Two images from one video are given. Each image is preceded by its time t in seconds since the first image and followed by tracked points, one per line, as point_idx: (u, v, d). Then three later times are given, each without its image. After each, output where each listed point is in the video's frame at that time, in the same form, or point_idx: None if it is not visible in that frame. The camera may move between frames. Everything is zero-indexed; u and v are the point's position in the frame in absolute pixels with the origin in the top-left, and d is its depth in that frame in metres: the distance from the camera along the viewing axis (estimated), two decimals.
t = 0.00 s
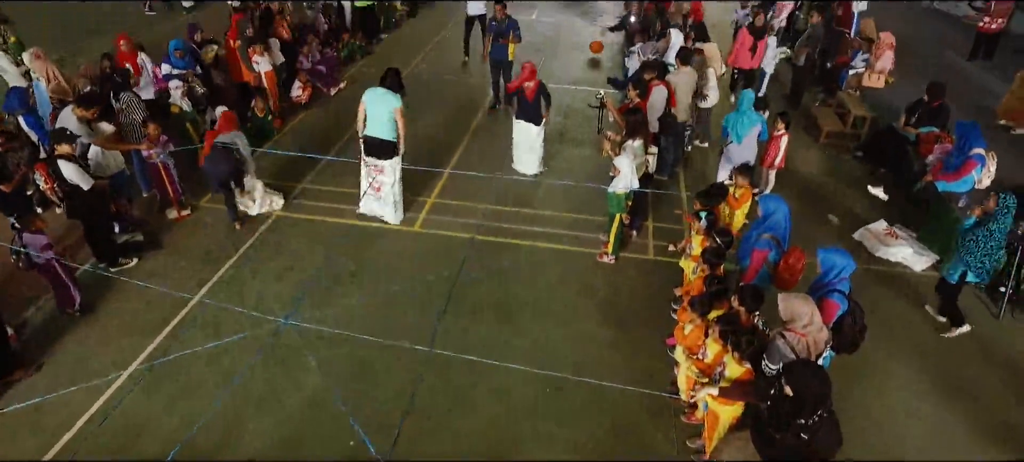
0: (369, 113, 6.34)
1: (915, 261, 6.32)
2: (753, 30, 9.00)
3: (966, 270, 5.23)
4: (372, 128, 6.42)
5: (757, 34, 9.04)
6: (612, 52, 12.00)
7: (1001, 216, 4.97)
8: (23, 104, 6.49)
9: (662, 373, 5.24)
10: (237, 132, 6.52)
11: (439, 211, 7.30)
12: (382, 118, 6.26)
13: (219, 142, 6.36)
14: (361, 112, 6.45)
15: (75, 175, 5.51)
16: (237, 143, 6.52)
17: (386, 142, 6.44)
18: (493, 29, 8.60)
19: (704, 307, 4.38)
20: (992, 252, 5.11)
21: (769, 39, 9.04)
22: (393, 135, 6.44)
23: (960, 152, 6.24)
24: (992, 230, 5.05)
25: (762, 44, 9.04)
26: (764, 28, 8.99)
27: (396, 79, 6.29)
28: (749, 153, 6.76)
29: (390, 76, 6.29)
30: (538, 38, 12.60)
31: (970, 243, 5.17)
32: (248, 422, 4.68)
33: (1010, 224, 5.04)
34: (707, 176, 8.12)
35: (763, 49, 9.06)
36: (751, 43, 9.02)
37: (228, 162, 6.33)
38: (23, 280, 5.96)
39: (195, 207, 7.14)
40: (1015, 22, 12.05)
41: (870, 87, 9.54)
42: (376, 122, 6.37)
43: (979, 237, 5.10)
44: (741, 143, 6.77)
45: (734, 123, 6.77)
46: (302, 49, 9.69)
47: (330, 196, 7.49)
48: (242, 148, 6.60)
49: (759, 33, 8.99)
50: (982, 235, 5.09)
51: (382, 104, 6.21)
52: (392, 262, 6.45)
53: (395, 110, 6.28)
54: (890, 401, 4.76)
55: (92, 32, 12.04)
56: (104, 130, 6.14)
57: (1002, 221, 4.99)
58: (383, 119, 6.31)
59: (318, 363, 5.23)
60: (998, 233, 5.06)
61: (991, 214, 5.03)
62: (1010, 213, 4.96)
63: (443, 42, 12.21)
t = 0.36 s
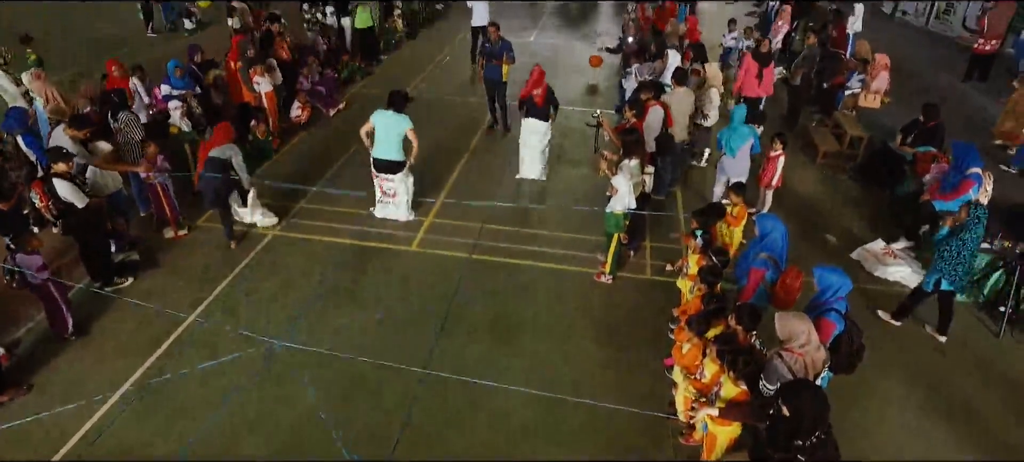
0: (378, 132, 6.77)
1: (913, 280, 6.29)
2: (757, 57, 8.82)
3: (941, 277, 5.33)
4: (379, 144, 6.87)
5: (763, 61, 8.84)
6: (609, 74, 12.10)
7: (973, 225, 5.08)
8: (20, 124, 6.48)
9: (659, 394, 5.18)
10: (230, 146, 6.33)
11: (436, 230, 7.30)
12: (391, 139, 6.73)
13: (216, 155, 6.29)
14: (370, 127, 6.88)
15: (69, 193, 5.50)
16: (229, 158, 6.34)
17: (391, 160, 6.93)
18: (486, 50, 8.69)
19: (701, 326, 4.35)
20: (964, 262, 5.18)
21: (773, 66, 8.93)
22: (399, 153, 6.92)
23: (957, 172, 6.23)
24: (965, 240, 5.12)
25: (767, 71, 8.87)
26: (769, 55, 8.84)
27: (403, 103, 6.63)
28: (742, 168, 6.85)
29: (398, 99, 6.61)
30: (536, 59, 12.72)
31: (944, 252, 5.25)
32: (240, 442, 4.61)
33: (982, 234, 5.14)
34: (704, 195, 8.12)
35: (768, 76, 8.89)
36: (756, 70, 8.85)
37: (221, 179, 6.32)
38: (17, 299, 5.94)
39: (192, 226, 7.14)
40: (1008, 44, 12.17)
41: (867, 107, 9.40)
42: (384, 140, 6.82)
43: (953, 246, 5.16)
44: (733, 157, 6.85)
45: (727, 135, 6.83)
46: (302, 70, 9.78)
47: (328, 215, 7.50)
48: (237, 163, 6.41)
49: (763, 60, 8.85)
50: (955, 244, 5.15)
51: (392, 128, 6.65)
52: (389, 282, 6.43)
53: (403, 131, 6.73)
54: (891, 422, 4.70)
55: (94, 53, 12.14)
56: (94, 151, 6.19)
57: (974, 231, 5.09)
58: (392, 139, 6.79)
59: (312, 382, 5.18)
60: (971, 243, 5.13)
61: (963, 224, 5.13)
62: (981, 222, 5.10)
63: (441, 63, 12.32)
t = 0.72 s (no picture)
0: (385, 124, 7.10)
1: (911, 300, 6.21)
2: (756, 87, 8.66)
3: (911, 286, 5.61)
4: (389, 136, 7.16)
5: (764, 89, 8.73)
6: (607, 95, 12.16)
7: (941, 235, 5.44)
8: (19, 144, 6.54)
9: (657, 415, 5.11)
10: (229, 159, 6.25)
11: (434, 250, 7.28)
12: (398, 129, 7.03)
13: (219, 169, 6.26)
14: (377, 121, 7.21)
15: (69, 211, 5.53)
16: (229, 170, 6.29)
17: (402, 150, 7.22)
18: (483, 74, 8.69)
19: (699, 345, 4.31)
20: (931, 269, 5.59)
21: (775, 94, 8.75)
22: (408, 142, 7.21)
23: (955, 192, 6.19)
24: (932, 248, 5.51)
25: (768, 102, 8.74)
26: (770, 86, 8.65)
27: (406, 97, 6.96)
28: (736, 176, 6.99)
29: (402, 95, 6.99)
30: (535, 80, 12.83)
31: (912, 261, 5.61)
32: None
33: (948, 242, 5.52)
34: (702, 214, 8.12)
35: (769, 105, 8.76)
36: (754, 100, 8.77)
37: (224, 193, 6.33)
38: (12, 319, 5.92)
39: (189, 246, 7.13)
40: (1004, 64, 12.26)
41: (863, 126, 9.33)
42: (393, 131, 7.13)
43: (920, 254, 5.55)
44: (726, 168, 6.98)
45: (722, 148, 6.94)
46: (302, 90, 9.84)
47: (326, 235, 7.49)
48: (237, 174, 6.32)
49: (763, 90, 8.69)
50: (922, 253, 5.54)
51: (398, 118, 6.97)
52: (385, 302, 6.39)
53: (409, 122, 7.04)
54: (894, 444, 4.63)
55: (94, 74, 12.22)
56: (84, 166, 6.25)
57: (942, 240, 5.46)
58: (399, 129, 7.09)
59: (307, 403, 5.13)
60: (938, 251, 5.52)
61: (930, 233, 5.50)
62: (949, 232, 5.45)
63: (440, 84, 12.40)
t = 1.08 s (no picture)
0: (396, 125, 7.52)
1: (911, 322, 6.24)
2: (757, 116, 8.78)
3: (896, 300, 5.40)
4: (400, 136, 7.56)
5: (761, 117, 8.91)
6: (605, 117, 12.23)
7: (920, 248, 5.25)
8: (20, 165, 6.68)
9: (656, 439, 5.05)
10: (248, 174, 6.66)
11: (433, 271, 7.27)
12: (409, 129, 7.45)
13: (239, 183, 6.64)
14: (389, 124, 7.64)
15: (69, 231, 5.60)
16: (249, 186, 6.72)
17: (411, 150, 7.60)
18: (485, 99, 8.73)
19: (697, 367, 4.26)
20: (914, 282, 5.32)
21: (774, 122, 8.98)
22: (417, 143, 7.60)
23: (954, 215, 6.39)
24: (913, 260, 5.27)
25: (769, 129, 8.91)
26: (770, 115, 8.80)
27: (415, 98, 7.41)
28: (739, 194, 7.02)
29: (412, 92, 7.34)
30: (534, 102, 12.94)
31: (894, 274, 5.36)
32: None
33: (927, 254, 5.32)
34: (700, 235, 8.12)
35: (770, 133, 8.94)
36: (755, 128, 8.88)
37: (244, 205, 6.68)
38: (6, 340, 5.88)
39: (185, 267, 7.11)
40: (998, 87, 12.36)
41: (860, 148, 9.53)
42: (403, 131, 7.54)
43: (902, 267, 5.29)
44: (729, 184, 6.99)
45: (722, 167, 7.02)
46: (303, 112, 9.88)
47: (324, 256, 7.48)
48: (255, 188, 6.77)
49: (764, 118, 8.84)
50: (903, 266, 5.30)
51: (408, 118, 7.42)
52: (382, 323, 6.36)
53: (418, 122, 7.48)
54: None
55: (96, 96, 12.30)
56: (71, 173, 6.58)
57: (921, 253, 5.26)
58: (409, 130, 7.51)
59: (302, 425, 5.07)
60: (919, 264, 5.29)
61: (910, 246, 5.29)
62: (927, 244, 5.28)
63: (440, 106, 12.51)
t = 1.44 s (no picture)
0: (410, 151, 8.08)
1: (914, 343, 6.17)
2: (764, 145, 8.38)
3: (883, 308, 5.43)
4: (411, 161, 8.14)
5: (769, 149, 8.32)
6: (604, 138, 12.28)
7: (909, 256, 5.23)
8: (19, 184, 6.71)
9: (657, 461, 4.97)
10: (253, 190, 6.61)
11: (431, 291, 7.23)
12: (420, 155, 8.03)
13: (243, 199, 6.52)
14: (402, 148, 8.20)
15: (69, 251, 5.63)
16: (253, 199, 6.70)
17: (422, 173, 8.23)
18: (484, 122, 8.68)
19: (697, 389, 4.22)
20: (903, 290, 5.33)
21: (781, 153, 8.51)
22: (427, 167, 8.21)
23: (953, 232, 6.56)
24: (903, 269, 5.26)
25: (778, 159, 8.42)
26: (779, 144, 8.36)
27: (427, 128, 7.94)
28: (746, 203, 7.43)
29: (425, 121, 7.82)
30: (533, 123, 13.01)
31: (884, 282, 5.37)
32: None
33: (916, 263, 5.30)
34: (700, 255, 8.10)
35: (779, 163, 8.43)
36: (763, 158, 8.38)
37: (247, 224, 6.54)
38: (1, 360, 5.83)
39: (183, 286, 7.08)
40: (994, 108, 12.45)
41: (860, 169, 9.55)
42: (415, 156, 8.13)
43: (892, 276, 5.28)
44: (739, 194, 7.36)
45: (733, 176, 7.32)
46: (304, 132, 9.90)
47: (322, 276, 7.45)
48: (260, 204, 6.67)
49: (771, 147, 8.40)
50: (894, 274, 5.28)
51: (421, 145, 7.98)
52: (380, 343, 6.31)
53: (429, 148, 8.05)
54: None
55: (99, 117, 12.40)
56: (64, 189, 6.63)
57: (911, 261, 5.25)
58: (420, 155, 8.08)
59: (298, 446, 5.01)
60: (908, 273, 5.28)
61: (898, 254, 5.28)
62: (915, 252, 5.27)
63: (440, 127, 12.57)
